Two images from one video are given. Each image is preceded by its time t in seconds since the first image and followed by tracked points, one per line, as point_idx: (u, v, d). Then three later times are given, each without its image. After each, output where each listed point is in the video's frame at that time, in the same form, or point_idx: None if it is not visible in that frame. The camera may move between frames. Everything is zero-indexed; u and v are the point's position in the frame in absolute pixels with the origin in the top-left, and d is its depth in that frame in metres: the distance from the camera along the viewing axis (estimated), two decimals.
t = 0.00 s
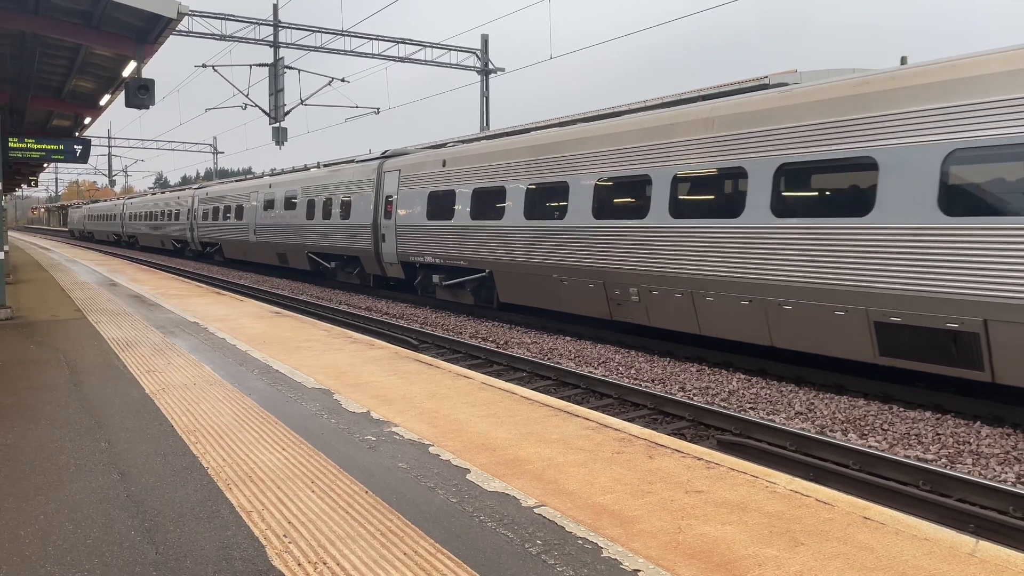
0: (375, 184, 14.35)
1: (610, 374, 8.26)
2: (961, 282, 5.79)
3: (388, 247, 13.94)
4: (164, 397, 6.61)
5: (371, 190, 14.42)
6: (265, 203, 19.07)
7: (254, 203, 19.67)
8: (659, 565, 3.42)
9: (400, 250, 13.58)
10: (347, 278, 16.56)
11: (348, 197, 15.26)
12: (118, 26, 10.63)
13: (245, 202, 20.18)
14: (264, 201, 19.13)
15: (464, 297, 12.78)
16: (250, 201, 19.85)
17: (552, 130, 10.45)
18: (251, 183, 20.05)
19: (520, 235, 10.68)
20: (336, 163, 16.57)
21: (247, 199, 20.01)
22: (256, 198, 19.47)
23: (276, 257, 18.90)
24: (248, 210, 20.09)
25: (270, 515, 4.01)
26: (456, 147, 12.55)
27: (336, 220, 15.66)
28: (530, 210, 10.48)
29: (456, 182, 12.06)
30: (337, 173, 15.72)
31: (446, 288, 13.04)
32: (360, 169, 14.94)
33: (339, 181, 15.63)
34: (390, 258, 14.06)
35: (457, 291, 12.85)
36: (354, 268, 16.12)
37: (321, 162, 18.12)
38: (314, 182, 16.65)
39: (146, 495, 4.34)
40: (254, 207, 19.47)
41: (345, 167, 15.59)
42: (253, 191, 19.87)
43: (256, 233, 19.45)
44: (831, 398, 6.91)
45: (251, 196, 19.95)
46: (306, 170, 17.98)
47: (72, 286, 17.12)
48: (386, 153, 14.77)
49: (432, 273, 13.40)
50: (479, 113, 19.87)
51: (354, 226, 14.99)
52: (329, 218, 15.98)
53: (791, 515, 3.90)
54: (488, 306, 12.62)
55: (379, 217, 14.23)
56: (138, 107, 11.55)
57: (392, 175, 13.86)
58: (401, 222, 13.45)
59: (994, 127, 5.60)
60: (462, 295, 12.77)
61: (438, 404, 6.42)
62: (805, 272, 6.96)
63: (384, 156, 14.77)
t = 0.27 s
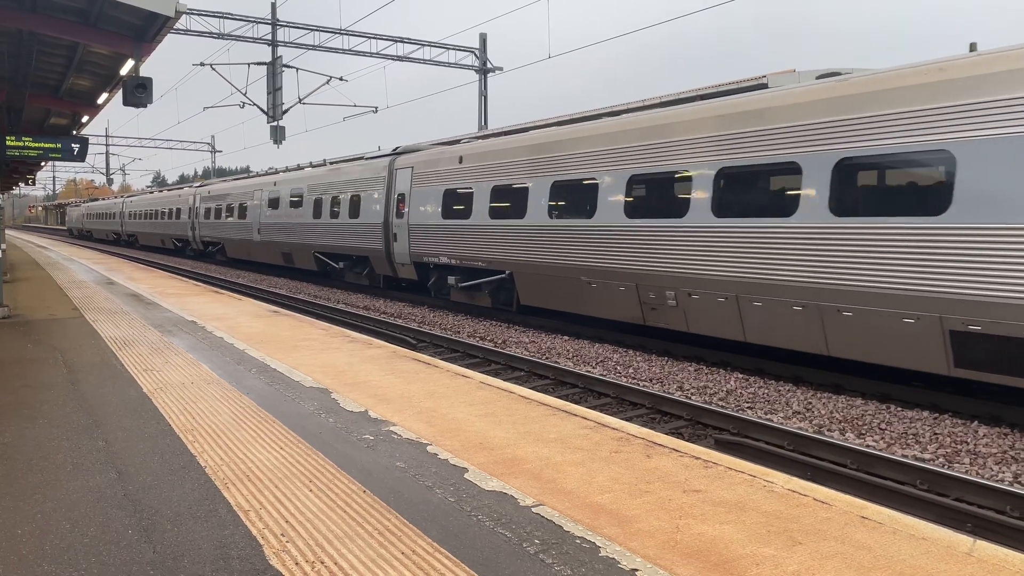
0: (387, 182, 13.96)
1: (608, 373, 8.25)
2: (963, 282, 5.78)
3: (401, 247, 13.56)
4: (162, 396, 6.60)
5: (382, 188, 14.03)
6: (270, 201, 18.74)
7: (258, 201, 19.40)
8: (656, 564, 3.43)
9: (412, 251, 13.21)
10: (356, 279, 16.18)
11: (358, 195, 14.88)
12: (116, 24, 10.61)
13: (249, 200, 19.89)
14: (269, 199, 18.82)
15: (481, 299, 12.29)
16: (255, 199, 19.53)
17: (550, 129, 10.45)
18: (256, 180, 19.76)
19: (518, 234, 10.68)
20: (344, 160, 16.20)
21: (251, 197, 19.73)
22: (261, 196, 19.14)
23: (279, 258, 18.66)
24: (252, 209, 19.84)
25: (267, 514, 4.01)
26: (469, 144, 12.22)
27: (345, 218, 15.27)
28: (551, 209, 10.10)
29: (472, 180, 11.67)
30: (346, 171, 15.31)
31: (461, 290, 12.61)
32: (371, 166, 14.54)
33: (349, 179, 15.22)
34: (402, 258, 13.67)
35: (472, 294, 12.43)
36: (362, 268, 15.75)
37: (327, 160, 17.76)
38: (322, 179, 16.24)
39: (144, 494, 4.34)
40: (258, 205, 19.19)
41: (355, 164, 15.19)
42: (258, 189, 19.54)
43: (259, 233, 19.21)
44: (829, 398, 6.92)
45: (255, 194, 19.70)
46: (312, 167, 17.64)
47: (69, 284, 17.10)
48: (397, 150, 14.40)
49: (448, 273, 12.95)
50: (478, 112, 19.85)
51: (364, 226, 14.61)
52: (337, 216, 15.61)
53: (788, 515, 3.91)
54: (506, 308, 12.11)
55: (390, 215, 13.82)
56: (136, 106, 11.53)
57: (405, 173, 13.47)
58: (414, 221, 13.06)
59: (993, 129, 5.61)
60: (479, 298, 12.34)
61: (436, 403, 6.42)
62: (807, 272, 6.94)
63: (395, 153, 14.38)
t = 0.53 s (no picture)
0: (398, 179, 13.53)
1: (605, 372, 8.25)
2: (966, 282, 5.75)
3: (413, 247, 13.15)
4: (159, 395, 6.59)
5: (394, 186, 13.61)
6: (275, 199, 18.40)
7: (262, 199, 19.11)
8: (653, 563, 3.43)
9: (425, 251, 12.80)
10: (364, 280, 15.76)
11: (367, 193, 14.49)
12: (113, 23, 10.58)
13: (252, 198, 19.55)
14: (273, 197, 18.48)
15: (498, 302, 11.82)
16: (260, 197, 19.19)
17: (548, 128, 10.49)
18: (260, 177, 19.42)
19: (516, 234, 10.71)
20: (352, 157, 15.80)
21: (255, 195, 19.39)
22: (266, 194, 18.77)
23: (283, 257, 18.40)
24: (254, 207, 19.56)
25: (265, 513, 4.00)
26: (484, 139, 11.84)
27: (355, 217, 14.87)
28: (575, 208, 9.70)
29: (489, 177, 11.25)
30: (356, 168, 14.87)
31: (477, 292, 12.17)
32: (382, 162, 14.10)
33: (359, 176, 14.79)
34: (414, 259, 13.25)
35: (488, 296, 11.99)
36: (371, 269, 15.33)
37: (333, 157, 17.39)
38: (332, 177, 15.80)
39: (141, 492, 4.33)
40: (262, 203, 18.87)
41: (364, 160, 14.76)
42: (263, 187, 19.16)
43: (263, 232, 18.92)
44: (826, 397, 6.93)
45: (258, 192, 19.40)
46: (318, 165, 17.29)
47: (66, 283, 17.08)
48: (409, 146, 13.98)
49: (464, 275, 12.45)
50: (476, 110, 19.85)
51: (374, 225, 14.19)
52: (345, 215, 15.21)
53: (785, 514, 3.91)
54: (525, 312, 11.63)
55: (402, 214, 13.40)
56: (132, 104, 11.50)
57: (418, 170, 13.03)
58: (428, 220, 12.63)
59: (989, 130, 5.64)
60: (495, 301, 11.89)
61: (434, 402, 6.42)
62: (810, 272, 6.92)
63: (407, 149, 13.94)
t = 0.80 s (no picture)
0: (411, 176, 13.08)
1: (603, 372, 8.27)
2: (968, 282, 5.75)
3: (426, 248, 12.72)
4: (155, 394, 6.58)
5: (406, 184, 13.16)
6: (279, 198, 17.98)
7: (265, 197, 18.78)
8: (650, 562, 3.43)
9: (439, 251, 12.36)
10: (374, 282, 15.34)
11: (378, 192, 14.03)
12: (112, 22, 10.57)
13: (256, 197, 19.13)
14: (278, 195, 18.07)
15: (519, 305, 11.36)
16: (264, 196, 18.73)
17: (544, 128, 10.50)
18: (264, 175, 19.01)
19: (513, 233, 10.72)
20: (361, 154, 15.36)
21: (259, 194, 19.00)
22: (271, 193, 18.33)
23: (286, 257, 18.10)
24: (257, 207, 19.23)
25: (261, 512, 4.00)
26: (499, 135, 11.44)
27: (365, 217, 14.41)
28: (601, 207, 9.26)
29: (507, 175, 10.81)
30: (367, 165, 14.40)
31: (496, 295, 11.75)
32: (394, 159, 13.64)
33: (370, 174, 14.32)
34: (428, 261, 12.80)
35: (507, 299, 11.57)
36: (382, 269, 14.89)
37: (340, 155, 16.98)
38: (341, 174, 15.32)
39: (138, 491, 4.33)
40: (266, 202, 18.47)
41: (375, 158, 14.31)
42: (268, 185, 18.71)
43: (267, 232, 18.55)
44: (822, 396, 6.94)
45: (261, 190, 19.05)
46: (323, 162, 16.89)
47: (62, 282, 17.07)
48: (421, 143, 13.53)
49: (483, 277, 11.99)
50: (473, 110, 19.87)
51: (385, 225, 13.73)
52: (355, 214, 14.78)
53: (783, 513, 3.92)
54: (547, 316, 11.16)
55: (416, 213, 12.92)
56: (130, 103, 11.49)
57: (433, 167, 12.54)
58: (442, 219, 12.17)
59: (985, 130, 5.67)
60: (515, 304, 11.46)
61: (431, 401, 6.43)
62: (808, 272, 6.94)
63: (418, 146, 13.50)
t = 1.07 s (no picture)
0: (424, 173, 12.66)
1: (600, 371, 8.27)
2: (966, 282, 5.73)
3: (441, 248, 12.30)
4: (152, 394, 6.55)
5: (420, 181, 12.75)
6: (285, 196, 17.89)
7: (270, 196, 18.54)
8: (647, 561, 3.44)
9: (455, 251, 11.94)
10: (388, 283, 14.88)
11: (390, 190, 13.64)
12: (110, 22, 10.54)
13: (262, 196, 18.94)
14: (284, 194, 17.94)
15: (539, 308, 10.92)
16: (270, 195, 18.54)
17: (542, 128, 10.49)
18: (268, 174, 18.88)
19: (510, 233, 10.72)
20: (370, 151, 15.02)
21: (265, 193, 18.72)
22: (279, 192, 18.07)
23: (292, 257, 17.85)
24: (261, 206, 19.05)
25: (259, 512, 3.99)
26: (515, 132, 11.08)
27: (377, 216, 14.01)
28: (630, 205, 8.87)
29: (527, 172, 10.40)
30: (379, 163, 13.99)
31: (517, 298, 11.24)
32: (409, 155, 13.21)
33: (382, 172, 13.90)
34: (444, 261, 12.37)
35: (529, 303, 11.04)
36: (393, 271, 14.50)
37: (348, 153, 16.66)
38: (352, 172, 14.94)
39: (136, 492, 4.31)
40: (271, 201, 18.36)
41: (386, 155, 13.94)
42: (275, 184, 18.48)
43: (272, 231, 18.38)
44: (819, 396, 6.96)
45: (266, 189, 18.83)
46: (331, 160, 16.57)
47: (59, 281, 17.04)
48: (434, 140, 13.12)
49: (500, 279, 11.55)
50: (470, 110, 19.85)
51: (400, 224, 13.30)
52: (367, 213, 14.39)
53: (780, 512, 3.93)
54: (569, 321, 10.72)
55: (431, 212, 12.51)
56: (127, 102, 11.46)
57: (448, 163, 12.09)
58: (458, 218, 11.75)
59: (980, 132, 5.67)
60: (536, 308, 10.95)
61: (429, 401, 6.42)
62: (802, 273, 6.95)
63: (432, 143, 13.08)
